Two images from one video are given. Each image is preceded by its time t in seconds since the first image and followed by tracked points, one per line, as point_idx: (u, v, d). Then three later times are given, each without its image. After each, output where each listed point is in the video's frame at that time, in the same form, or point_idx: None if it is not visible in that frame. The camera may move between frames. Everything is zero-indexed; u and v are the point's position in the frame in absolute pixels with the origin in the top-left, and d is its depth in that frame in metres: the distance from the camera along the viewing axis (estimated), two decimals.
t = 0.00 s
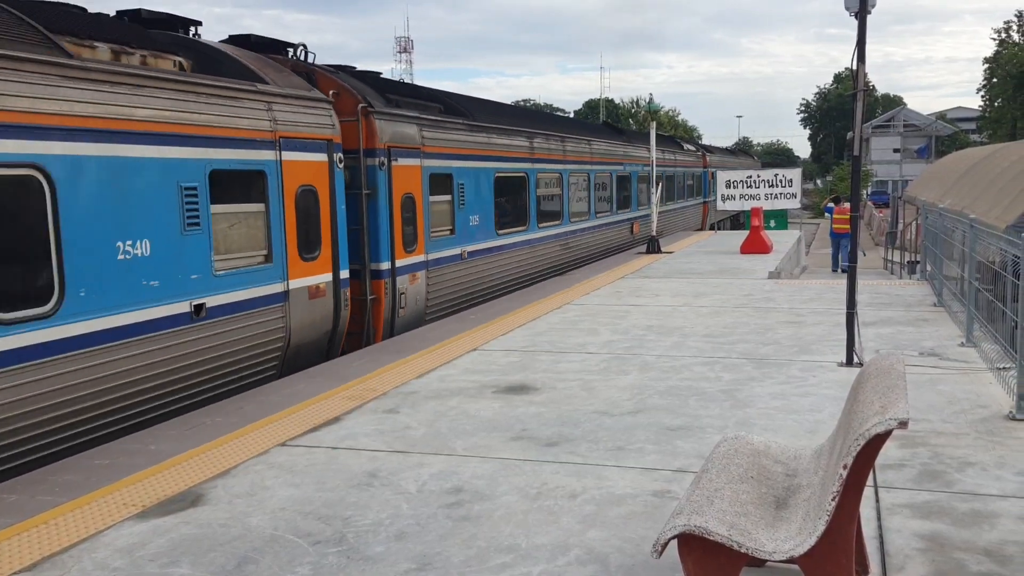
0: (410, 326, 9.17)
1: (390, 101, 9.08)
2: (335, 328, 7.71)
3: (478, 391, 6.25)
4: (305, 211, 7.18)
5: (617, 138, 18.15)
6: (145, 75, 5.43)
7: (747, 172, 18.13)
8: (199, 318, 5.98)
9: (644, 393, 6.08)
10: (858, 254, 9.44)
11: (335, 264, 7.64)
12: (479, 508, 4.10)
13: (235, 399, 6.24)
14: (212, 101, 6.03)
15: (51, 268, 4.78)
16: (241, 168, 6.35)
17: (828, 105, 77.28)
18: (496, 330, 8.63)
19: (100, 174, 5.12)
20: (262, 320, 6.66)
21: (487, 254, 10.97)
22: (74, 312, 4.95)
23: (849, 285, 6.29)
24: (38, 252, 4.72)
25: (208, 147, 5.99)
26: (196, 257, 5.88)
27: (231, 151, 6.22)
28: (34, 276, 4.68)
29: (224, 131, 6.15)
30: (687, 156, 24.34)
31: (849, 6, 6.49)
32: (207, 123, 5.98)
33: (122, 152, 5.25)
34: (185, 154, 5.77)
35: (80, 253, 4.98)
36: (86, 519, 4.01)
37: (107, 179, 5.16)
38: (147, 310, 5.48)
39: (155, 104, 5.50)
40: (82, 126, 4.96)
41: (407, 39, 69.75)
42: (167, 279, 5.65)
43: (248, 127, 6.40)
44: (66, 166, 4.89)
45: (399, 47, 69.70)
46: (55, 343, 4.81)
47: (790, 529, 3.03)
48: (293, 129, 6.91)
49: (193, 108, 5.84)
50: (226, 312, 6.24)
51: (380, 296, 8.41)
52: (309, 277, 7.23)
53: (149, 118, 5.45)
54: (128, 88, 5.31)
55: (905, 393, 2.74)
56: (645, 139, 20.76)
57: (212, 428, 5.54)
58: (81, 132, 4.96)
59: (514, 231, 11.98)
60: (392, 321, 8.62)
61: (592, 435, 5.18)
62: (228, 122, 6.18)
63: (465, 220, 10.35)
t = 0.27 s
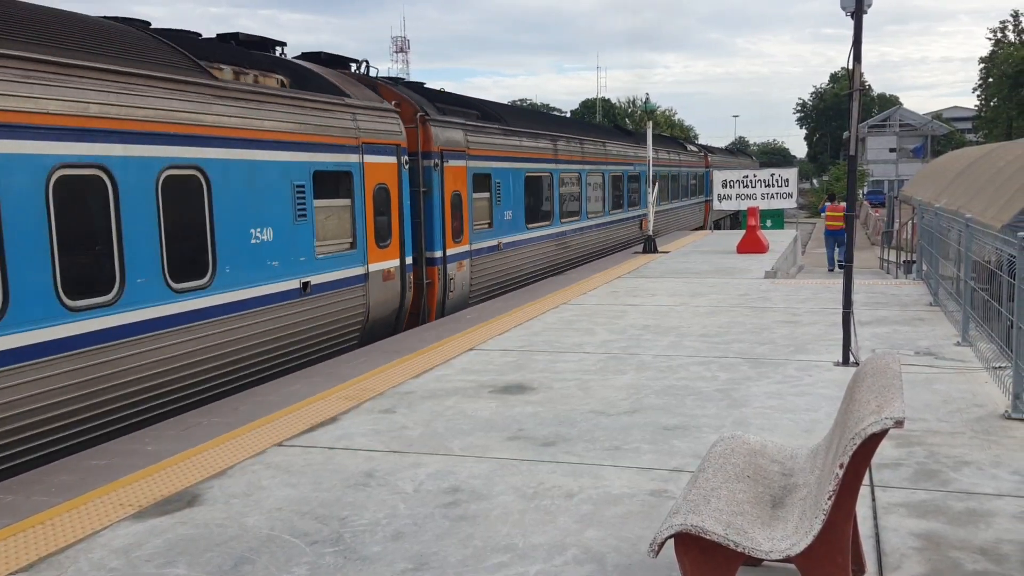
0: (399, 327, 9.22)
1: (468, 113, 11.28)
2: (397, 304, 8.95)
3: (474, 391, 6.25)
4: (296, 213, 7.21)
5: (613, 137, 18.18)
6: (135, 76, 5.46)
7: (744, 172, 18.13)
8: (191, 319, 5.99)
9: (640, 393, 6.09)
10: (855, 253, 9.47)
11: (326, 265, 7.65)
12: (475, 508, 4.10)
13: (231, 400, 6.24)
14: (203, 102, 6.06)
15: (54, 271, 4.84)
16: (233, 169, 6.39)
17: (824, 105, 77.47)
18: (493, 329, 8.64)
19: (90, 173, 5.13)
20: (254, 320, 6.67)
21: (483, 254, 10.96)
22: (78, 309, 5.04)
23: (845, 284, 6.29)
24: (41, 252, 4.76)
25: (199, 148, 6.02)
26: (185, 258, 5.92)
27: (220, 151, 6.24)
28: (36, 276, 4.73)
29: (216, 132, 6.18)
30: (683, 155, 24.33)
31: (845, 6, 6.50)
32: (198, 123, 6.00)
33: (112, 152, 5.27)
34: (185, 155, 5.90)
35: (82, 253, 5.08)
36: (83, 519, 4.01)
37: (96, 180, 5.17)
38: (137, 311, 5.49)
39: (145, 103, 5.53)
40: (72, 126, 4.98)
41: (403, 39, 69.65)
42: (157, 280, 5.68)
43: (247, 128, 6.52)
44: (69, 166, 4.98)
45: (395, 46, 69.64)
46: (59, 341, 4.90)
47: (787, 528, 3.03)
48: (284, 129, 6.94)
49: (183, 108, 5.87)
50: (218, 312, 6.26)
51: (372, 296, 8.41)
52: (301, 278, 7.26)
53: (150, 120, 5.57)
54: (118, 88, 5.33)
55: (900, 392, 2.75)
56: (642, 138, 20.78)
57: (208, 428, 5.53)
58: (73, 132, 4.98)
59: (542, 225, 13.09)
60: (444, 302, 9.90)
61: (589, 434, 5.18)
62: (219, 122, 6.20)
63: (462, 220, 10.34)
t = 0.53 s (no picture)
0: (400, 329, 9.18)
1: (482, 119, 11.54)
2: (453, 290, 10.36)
3: (473, 391, 6.25)
4: (299, 213, 7.20)
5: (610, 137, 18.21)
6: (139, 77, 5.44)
7: (741, 171, 18.13)
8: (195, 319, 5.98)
9: (638, 392, 6.09)
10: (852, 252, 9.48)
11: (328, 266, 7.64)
12: (474, 508, 4.10)
13: (229, 400, 6.23)
14: (207, 103, 6.05)
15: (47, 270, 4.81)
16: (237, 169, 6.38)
17: (821, 104, 77.63)
18: (491, 329, 8.64)
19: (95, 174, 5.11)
20: (258, 321, 6.66)
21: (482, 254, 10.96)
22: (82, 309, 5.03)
23: (843, 283, 6.30)
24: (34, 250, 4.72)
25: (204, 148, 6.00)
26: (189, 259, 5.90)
27: (225, 152, 6.22)
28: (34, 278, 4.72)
29: (220, 132, 6.16)
30: (682, 155, 24.48)
31: (842, 6, 6.51)
32: (202, 124, 5.97)
33: (117, 153, 5.25)
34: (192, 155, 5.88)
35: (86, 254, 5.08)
36: (81, 520, 4.00)
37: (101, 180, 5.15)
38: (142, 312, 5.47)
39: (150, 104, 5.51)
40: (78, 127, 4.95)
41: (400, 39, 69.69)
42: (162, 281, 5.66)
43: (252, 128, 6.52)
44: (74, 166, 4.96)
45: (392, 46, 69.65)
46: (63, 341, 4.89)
47: (785, 528, 3.03)
48: (287, 129, 6.92)
49: (188, 108, 5.85)
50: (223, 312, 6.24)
51: (373, 295, 8.40)
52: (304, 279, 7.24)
53: (157, 120, 5.56)
54: (124, 88, 5.31)
55: (898, 392, 2.75)
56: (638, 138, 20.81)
57: (206, 428, 5.52)
58: (77, 133, 4.96)
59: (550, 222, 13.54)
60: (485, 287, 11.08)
61: (587, 434, 5.18)
62: (223, 122, 6.19)
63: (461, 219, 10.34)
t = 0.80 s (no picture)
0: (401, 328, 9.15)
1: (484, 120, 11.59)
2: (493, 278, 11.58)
3: (471, 392, 6.25)
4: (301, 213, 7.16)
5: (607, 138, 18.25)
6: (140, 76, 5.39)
7: (738, 171, 18.14)
8: (196, 320, 5.93)
9: (636, 393, 6.09)
10: (849, 252, 9.49)
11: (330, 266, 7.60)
12: (472, 508, 4.10)
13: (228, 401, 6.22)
14: (208, 102, 6.00)
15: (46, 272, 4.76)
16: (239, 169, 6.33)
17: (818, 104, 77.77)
18: (489, 329, 8.65)
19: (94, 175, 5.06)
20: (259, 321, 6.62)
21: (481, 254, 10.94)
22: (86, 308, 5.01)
23: (840, 283, 6.30)
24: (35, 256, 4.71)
25: (204, 149, 5.95)
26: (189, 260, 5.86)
27: (226, 152, 6.17)
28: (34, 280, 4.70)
29: (221, 132, 6.11)
30: (681, 156, 24.68)
31: (839, 6, 6.51)
32: (203, 124, 5.93)
33: (117, 153, 5.20)
34: (196, 156, 5.87)
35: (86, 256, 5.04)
36: (79, 521, 3.99)
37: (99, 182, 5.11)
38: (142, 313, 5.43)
39: (151, 104, 5.46)
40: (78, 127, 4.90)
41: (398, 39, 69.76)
42: (161, 282, 5.61)
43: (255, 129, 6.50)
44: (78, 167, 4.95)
45: (389, 46, 69.69)
46: (68, 342, 4.87)
47: (783, 528, 3.03)
48: (288, 129, 6.88)
49: (189, 108, 5.80)
50: (223, 313, 6.20)
51: (374, 295, 8.36)
52: (305, 279, 7.20)
53: (160, 120, 5.55)
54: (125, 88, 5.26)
55: (896, 391, 2.76)
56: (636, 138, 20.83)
57: (204, 429, 5.52)
58: (78, 133, 4.91)
59: (548, 223, 13.55)
60: (518, 276, 12.32)
61: (585, 434, 5.18)
62: (224, 122, 6.14)
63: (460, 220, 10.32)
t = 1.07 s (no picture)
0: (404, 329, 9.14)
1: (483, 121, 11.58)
2: (526, 266, 12.70)
3: (470, 392, 6.25)
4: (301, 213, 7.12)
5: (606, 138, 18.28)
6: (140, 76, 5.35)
7: (736, 172, 18.15)
8: (197, 320, 5.90)
9: (635, 393, 6.09)
10: (848, 252, 9.50)
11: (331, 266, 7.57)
12: (471, 508, 4.10)
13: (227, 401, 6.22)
14: (207, 102, 5.97)
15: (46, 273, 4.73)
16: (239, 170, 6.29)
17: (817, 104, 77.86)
18: (488, 329, 8.66)
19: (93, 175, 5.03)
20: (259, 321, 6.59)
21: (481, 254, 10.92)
22: (88, 308, 5.00)
23: (839, 284, 6.31)
24: (44, 255, 4.72)
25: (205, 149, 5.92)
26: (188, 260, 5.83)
27: (226, 152, 6.14)
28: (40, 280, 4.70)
29: (221, 132, 6.08)
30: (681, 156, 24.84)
31: (837, 6, 6.51)
32: (202, 124, 5.89)
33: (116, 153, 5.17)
34: (197, 156, 5.86)
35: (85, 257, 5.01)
36: (78, 522, 3.98)
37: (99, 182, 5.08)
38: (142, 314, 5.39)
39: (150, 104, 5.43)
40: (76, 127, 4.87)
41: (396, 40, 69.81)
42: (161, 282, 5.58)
43: (257, 130, 6.49)
44: (79, 167, 4.94)
45: (388, 47, 69.71)
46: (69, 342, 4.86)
47: (783, 527, 3.04)
48: (288, 129, 6.85)
49: (188, 108, 5.77)
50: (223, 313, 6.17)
51: (376, 295, 8.33)
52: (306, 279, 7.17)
53: (162, 121, 5.53)
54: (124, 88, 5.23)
55: (895, 391, 2.76)
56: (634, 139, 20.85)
57: (203, 430, 5.52)
58: (76, 134, 4.88)
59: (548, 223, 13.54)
60: (547, 266, 13.45)
61: (584, 434, 5.18)
62: (224, 122, 6.11)
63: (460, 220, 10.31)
